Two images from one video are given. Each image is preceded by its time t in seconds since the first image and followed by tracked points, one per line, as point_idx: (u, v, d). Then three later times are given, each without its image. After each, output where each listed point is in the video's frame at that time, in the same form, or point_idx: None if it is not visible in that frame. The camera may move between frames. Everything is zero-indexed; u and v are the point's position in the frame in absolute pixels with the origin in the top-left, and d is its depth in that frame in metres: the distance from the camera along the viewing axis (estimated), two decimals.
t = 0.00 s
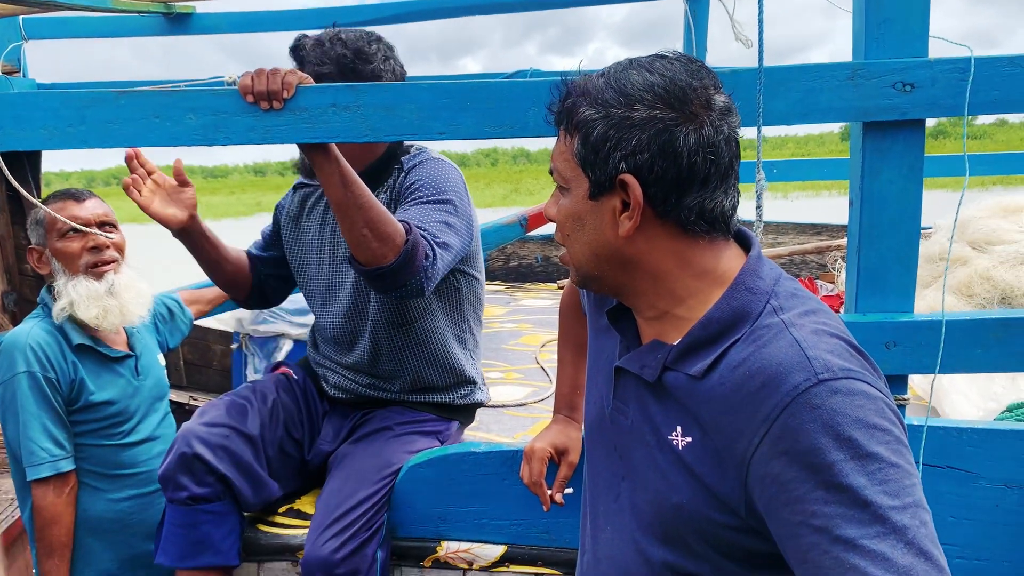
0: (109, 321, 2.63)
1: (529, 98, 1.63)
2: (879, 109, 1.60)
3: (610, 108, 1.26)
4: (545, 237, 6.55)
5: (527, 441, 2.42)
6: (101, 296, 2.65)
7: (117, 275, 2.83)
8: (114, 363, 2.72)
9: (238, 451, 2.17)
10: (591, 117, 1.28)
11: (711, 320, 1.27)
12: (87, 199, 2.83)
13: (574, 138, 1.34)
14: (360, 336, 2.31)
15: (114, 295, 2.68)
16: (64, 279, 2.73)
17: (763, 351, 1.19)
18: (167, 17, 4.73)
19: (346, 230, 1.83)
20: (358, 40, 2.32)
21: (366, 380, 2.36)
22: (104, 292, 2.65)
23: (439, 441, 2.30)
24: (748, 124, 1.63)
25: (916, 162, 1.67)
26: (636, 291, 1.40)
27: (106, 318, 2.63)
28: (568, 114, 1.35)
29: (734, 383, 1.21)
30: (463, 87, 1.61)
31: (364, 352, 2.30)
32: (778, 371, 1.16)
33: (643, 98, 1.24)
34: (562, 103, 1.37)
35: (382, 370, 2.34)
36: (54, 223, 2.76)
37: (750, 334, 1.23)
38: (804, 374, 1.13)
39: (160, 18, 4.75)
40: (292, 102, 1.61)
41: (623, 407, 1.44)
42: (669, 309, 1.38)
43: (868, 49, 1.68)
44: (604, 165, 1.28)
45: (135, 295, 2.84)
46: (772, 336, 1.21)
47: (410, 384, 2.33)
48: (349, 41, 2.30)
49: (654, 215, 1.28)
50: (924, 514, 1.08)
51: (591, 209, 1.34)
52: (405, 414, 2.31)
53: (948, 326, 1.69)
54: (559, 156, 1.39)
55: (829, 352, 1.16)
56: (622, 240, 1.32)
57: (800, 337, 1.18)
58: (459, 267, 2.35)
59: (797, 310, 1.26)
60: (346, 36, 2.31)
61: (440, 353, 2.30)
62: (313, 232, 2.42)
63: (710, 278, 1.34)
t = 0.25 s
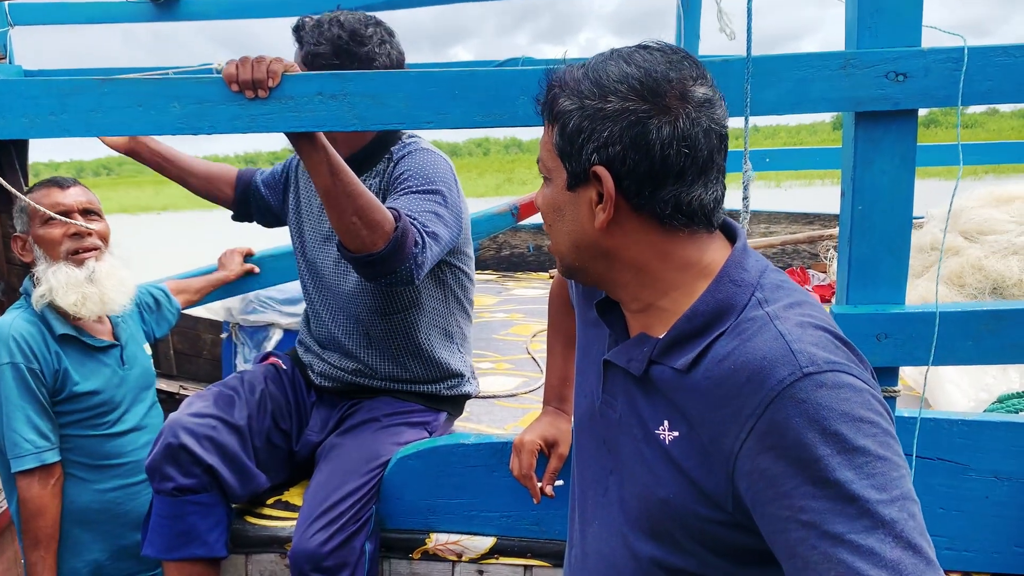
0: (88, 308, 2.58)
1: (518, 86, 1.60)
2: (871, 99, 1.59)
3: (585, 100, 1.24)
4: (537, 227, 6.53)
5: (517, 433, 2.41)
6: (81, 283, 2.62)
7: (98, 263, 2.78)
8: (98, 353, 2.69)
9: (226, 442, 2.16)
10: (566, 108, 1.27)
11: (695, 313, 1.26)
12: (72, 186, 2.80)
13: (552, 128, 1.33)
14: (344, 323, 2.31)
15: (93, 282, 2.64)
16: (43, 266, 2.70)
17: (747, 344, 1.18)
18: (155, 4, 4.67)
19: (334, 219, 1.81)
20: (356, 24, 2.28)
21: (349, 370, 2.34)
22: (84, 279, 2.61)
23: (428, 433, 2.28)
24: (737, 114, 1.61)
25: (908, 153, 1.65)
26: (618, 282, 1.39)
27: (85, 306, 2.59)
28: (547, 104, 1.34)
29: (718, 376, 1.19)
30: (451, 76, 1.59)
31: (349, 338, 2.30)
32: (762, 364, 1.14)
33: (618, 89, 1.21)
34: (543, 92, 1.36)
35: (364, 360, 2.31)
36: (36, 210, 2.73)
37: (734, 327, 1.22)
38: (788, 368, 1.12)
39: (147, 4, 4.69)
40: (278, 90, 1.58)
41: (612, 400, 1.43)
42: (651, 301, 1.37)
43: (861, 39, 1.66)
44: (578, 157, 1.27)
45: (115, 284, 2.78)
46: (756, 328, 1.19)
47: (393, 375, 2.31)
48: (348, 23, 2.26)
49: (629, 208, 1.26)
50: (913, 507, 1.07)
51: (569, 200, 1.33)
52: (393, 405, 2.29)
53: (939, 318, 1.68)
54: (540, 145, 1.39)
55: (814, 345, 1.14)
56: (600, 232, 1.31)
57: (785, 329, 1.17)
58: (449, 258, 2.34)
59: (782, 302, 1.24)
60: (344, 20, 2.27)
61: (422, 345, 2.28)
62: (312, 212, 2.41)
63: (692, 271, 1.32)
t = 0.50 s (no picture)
0: (66, 299, 2.55)
1: (515, 74, 1.57)
2: (874, 88, 1.56)
3: (574, 88, 1.22)
4: (533, 217, 6.50)
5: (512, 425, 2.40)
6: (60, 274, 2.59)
7: (79, 254, 2.75)
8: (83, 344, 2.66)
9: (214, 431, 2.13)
10: (555, 96, 1.24)
11: (688, 306, 1.23)
12: (57, 174, 2.76)
13: (542, 116, 1.30)
14: (336, 313, 2.30)
15: (73, 273, 2.61)
16: (24, 254, 2.68)
17: (740, 338, 1.16)
18: None
19: (330, 205, 1.78)
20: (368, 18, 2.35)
21: (340, 361, 2.32)
22: (63, 270, 2.58)
23: (422, 424, 2.25)
24: (736, 103, 1.59)
25: (910, 144, 1.63)
26: (610, 273, 1.37)
27: (64, 297, 2.55)
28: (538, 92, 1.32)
29: (710, 370, 1.17)
30: (446, 63, 1.55)
31: (342, 327, 2.29)
32: (754, 359, 1.12)
33: (607, 78, 1.19)
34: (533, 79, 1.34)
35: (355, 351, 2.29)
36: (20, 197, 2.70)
37: (728, 320, 1.19)
38: (781, 363, 1.09)
39: None
40: (269, 77, 1.54)
41: (605, 394, 1.41)
42: (643, 294, 1.34)
43: (864, 27, 1.63)
44: (567, 146, 1.24)
45: (95, 273, 2.76)
46: (750, 322, 1.17)
47: (383, 366, 2.28)
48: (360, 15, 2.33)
49: (619, 198, 1.24)
50: (910, 504, 1.05)
51: (559, 189, 1.30)
52: (386, 397, 2.27)
53: (940, 312, 1.67)
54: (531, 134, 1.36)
55: (808, 339, 1.11)
56: (590, 223, 1.29)
57: (779, 323, 1.14)
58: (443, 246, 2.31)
59: (776, 295, 1.22)
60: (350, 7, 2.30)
61: (412, 336, 2.25)
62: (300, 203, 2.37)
63: (683, 263, 1.29)
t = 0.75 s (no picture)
0: (58, 284, 2.53)
1: (512, 56, 1.55)
2: (877, 72, 1.54)
3: (582, 67, 1.19)
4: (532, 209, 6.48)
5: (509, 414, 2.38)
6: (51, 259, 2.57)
7: (72, 239, 2.73)
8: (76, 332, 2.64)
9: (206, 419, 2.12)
10: (561, 76, 1.22)
11: (688, 292, 1.21)
12: (48, 160, 2.74)
13: (544, 98, 1.27)
14: (333, 303, 2.27)
15: (65, 258, 2.59)
16: (15, 240, 2.67)
17: (742, 325, 1.14)
18: None
19: (332, 187, 1.76)
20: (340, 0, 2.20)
21: (340, 350, 2.30)
22: (54, 256, 2.57)
23: (420, 413, 2.25)
24: (738, 86, 1.57)
25: (913, 129, 1.61)
26: (611, 258, 1.34)
27: (55, 282, 2.53)
28: (539, 73, 1.28)
29: (712, 357, 1.15)
30: (443, 44, 1.53)
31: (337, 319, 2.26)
32: (757, 346, 1.10)
33: (617, 56, 1.17)
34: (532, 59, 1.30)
35: (354, 340, 2.28)
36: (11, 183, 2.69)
37: (729, 306, 1.18)
38: (785, 350, 1.08)
39: None
40: (264, 58, 1.52)
41: (604, 383, 1.39)
42: (645, 278, 1.33)
43: (866, 9, 1.61)
44: (575, 127, 1.21)
45: (89, 260, 2.70)
46: (751, 308, 1.15)
47: (383, 354, 2.27)
48: None
49: (627, 179, 1.22)
50: (915, 491, 1.04)
51: (562, 173, 1.27)
52: (384, 385, 2.25)
53: (942, 299, 1.65)
54: (529, 117, 1.33)
55: (812, 325, 1.10)
56: (596, 206, 1.26)
57: (781, 309, 1.13)
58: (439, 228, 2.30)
59: (777, 280, 1.20)
60: None
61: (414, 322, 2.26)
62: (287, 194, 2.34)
63: (686, 246, 1.28)
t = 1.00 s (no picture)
0: (54, 277, 2.55)
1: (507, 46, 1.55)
2: (871, 63, 1.54)
3: (592, 55, 1.19)
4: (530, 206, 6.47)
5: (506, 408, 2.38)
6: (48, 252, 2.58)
7: (70, 232, 2.75)
8: (75, 325, 2.64)
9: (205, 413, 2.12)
10: (570, 64, 1.20)
11: (683, 282, 1.21)
12: (49, 153, 2.73)
13: (547, 88, 1.25)
14: (330, 302, 2.25)
15: (62, 251, 2.61)
16: (14, 232, 2.68)
17: (739, 315, 1.13)
18: None
19: (325, 184, 1.76)
20: None
21: (340, 347, 2.30)
22: (52, 248, 2.59)
23: (416, 406, 2.24)
24: (733, 77, 1.57)
25: (909, 120, 1.61)
26: (611, 250, 1.33)
27: (53, 275, 2.55)
28: (542, 63, 1.25)
29: (710, 349, 1.15)
30: (438, 34, 1.53)
31: (335, 318, 2.24)
32: (753, 336, 1.10)
33: (629, 42, 1.17)
34: (532, 49, 1.27)
35: (353, 336, 2.27)
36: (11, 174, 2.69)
37: (724, 296, 1.17)
38: (781, 340, 1.07)
39: None
40: (259, 49, 1.52)
41: (600, 375, 1.39)
42: (644, 269, 1.32)
43: None
44: (586, 116, 1.20)
45: (86, 253, 2.73)
46: (747, 298, 1.15)
47: (383, 349, 2.27)
48: None
49: (637, 168, 1.21)
50: (913, 480, 1.04)
51: (568, 165, 1.25)
52: (380, 378, 2.25)
53: (938, 290, 1.65)
54: (528, 109, 1.29)
55: (808, 314, 1.09)
56: (602, 197, 1.25)
57: (777, 299, 1.12)
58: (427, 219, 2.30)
59: (773, 269, 1.19)
60: None
61: (414, 315, 2.27)
62: (272, 201, 2.25)
63: (686, 235, 1.28)
